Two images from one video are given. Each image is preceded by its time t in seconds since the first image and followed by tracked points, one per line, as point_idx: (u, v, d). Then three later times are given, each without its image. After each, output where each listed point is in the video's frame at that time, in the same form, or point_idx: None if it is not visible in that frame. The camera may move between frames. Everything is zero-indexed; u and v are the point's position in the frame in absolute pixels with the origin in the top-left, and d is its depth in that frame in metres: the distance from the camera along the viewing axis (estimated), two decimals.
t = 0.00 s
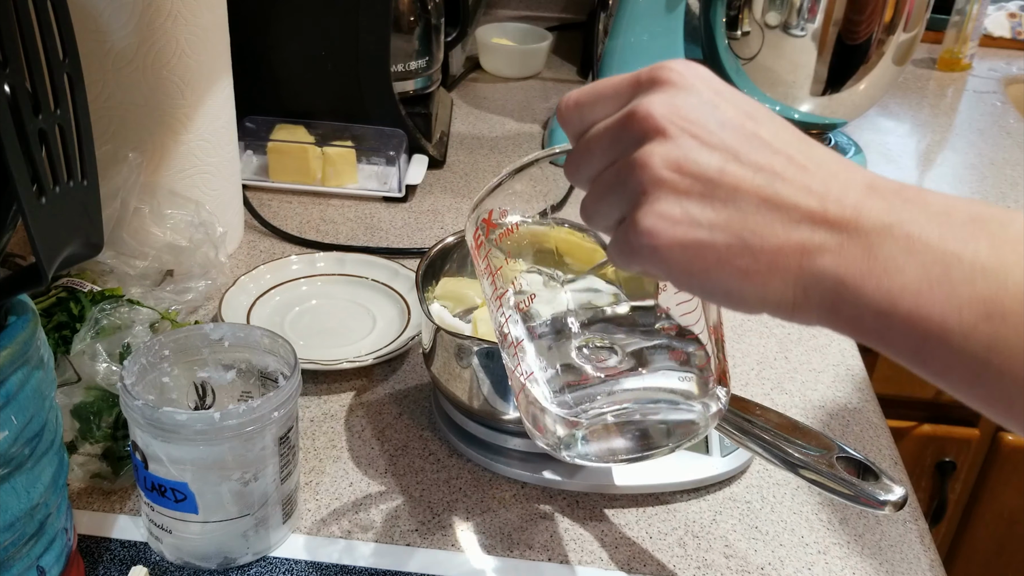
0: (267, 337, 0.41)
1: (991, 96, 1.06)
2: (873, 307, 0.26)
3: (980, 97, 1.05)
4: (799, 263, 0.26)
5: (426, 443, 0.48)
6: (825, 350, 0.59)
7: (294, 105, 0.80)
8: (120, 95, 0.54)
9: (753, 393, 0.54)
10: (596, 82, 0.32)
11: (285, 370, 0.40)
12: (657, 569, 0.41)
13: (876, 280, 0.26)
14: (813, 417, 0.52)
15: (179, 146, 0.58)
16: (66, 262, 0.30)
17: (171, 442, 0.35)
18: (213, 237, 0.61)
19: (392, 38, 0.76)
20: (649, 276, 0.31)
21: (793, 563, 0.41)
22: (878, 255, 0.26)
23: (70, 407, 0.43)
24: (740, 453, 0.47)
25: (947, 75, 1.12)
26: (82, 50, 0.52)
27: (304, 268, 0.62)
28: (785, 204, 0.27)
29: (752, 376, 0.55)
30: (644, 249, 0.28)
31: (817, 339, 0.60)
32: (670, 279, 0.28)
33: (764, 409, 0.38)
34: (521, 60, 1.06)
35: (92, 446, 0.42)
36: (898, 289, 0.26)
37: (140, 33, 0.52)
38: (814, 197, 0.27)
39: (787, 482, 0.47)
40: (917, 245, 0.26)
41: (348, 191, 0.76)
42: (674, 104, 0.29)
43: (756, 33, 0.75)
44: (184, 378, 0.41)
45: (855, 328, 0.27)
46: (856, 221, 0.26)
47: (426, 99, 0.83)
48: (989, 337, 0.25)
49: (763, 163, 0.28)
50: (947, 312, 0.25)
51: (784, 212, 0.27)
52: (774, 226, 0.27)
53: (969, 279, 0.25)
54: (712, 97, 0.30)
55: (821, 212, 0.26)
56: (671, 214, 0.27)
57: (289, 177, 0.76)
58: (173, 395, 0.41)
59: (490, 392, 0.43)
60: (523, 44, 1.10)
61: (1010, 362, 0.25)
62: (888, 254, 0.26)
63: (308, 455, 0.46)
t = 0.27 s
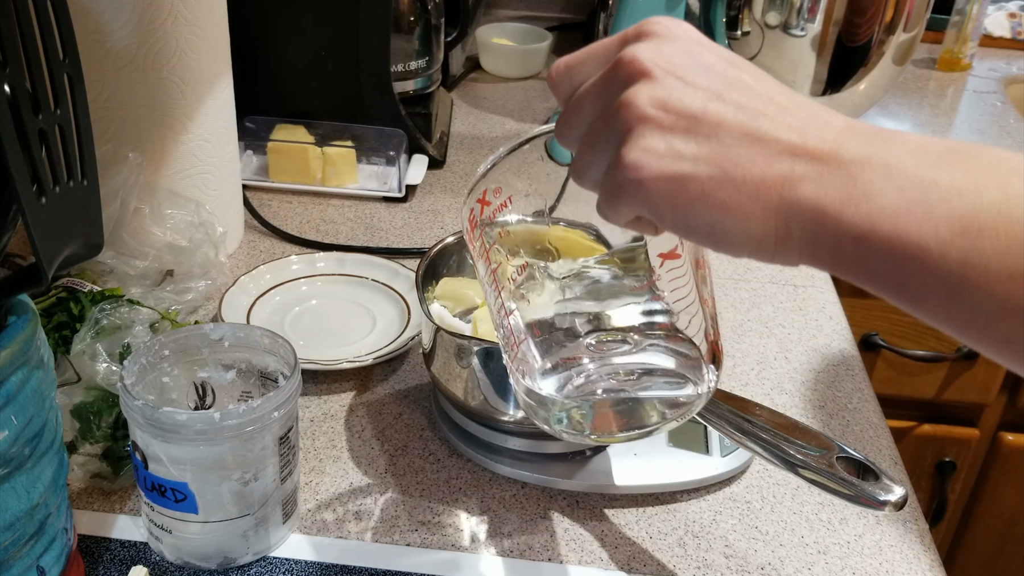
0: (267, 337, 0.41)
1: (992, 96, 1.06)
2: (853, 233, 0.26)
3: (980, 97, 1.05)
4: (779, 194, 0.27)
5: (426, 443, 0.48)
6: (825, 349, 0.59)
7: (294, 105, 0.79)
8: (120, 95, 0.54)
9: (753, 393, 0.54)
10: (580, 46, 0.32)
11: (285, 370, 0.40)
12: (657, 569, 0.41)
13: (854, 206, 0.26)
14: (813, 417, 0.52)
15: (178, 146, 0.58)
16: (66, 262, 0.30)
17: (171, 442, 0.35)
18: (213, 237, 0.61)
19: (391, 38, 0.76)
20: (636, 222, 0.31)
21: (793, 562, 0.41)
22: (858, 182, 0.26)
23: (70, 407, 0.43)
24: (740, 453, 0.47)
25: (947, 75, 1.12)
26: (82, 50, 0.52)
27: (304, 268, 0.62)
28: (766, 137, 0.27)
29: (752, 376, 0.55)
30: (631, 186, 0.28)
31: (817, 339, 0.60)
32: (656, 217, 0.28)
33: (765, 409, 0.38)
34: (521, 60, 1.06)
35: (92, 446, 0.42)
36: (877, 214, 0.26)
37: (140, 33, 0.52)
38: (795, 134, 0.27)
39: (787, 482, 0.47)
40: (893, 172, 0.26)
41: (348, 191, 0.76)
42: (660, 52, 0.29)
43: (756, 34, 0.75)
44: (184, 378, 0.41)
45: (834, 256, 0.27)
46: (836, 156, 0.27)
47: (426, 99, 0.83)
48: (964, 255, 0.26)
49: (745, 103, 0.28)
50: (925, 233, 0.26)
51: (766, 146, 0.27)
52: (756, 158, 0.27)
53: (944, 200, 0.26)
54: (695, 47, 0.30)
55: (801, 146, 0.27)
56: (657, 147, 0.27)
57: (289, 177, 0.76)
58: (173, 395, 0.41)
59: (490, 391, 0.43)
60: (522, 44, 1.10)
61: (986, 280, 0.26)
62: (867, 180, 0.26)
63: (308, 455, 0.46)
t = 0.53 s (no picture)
0: (267, 337, 0.41)
1: (992, 96, 1.06)
2: (818, 166, 0.27)
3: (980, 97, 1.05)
4: (747, 132, 0.27)
5: (426, 443, 0.48)
6: (826, 349, 0.59)
7: (294, 105, 0.79)
8: (120, 95, 0.54)
9: (753, 393, 0.54)
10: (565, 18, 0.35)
11: (285, 370, 0.40)
12: (657, 569, 0.41)
13: (820, 140, 0.27)
14: (813, 417, 0.52)
15: (178, 146, 0.58)
16: (66, 262, 0.30)
17: (171, 442, 0.35)
18: (213, 237, 0.61)
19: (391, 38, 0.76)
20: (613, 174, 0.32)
21: (793, 563, 0.41)
22: (826, 119, 0.27)
23: (71, 407, 0.43)
24: (740, 453, 0.47)
25: (947, 75, 1.12)
26: (82, 50, 0.52)
27: (304, 268, 0.62)
28: (735, 81, 0.28)
29: (752, 376, 0.55)
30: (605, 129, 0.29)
31: (817, 339, 0.60)
32: (629, 161, 0.29)
33: (765, 409, 0.38)
34: (521, 60, 1.06)
35: (92, 446, 0.42)
36: (840, 148, 0.27)
37: (140, 33, 0.52)
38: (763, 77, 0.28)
39: (787, 482, 0.47)
40: (856, 111, 0.27)
41: (348, 191, 0.76)
42: (637, 10, 0.31)
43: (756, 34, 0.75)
44: (184, 377, 0.41)
45: (802, 193, 0.28)
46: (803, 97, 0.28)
47: (426, 99, 0.83)
48: (927, 182, 0.26)
49: (716, 51, 0.29)
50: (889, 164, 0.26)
51: (735, 88, 0.28)
52: (724, 99, 0.28)
53: (906, 133, 0.27)
54: (671, 8, 0.32)
55: (768, 89, 0.28)
56: (629, 89, 0.28)
57: (289, 177, 0.76)
58: (173, 395, 0.41)
59: (490, 391, 0.44)
60: (522, 44, 1.10)
61: (949, 206, 0.26)
62: (833, 117, 0.27)
63: (308, 455, 0.46)
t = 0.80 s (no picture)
0: (267, 336, 0.41)
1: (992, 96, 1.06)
2: (760, 88, 0.29)
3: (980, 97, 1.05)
4: (695, 64, 0.29)
5: (426, 443, 0.48)
6: (826, 349, 0.59)
7: (294, 105, 0.80)
8: (120, 95, 0.54)
9: (753, 393, 0.54)
10: None
11: (285, 370, 0.40)
12: (657, 569, 0.41)
13: (762, 65, 0.29)
14: (813, 417, 0.52)
15: (178, 146, 0.58)
16: (66, 262, 0.30)
17: (171, 442, 0.35)
18: (213, 237, 0.61)
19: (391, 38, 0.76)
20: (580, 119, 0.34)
21: (793, 562, 0.41)
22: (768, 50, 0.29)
23: (71, 407, 0.43)
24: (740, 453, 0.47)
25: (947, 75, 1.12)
26: (82, 50, 0.52)
27: (304, 268, 0.62)
28: (688, 22, 0.30)
29: (753, 376, 0.55)
30: (563, 68, 0.31)
31: (817, 339, 0.60)
32: (587, 97, 0.31)
33: (763, 408, 0.37)
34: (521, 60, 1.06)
35: (92, 446, 0.42)
36: (781, 70, 0.28)
37: (140, 33, 0.52)
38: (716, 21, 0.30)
39: (787, 482, 0.47)
40: (802, 40, 0.29)
41: (348, 191, 0.76)
42: None
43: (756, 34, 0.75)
44: (184, 377, 0.41)
45: (750, 117, 0.29)
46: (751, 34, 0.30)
47: (426, 99, 0.83)
48: (870, 100, 0.27)
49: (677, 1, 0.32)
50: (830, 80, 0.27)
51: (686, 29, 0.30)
52: (676, 36, 0.30)
53: (850, 54, 0.28)
54: None
55: (718, 28, 0.30)
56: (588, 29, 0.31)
57: (289, 177, 0.76)
58: (173, 395, 0.41)
59: (490, 390, 0.44)
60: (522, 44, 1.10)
61: (886, 117, 0.27)
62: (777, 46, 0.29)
63: (308, 455, 0.46)
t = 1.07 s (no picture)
0: (267, 336, 0.41)
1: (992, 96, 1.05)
2: None
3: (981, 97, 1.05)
4: None
5: (426, 443, 0.48)
6: (826, 349, 0.59)
7: (294, 105, 0.80)
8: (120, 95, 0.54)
9: (753, 393, 0.54)
10: None
11: (285, 370, 0.40)
12: (657, 569, 0.41)
13: None
14: (813, 417, 0.52)
15: (179, 146, 0.58)
16: (66, 262, 0.30)
17: (171, 442, 0.35)
18: (213, 237, 0.61)
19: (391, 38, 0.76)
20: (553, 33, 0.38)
21: (793, 563, 0.41)
22: None
23: (71, 407, 0.43)
24: (740, 454, 0.46)
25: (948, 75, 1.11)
26: (82, 50, 0.52)
27: (304, 268, 0.62)
28: None
29: (753, 376, 0.55)
30: None
31: (817, 339, 0.60)
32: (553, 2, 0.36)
33: (764, 408, 0.37)
34: (521, 60, 1.06)
35: (92, 446, 0.42)
36: None
37: (140, 33, 0.52)
38: None
39: (787, 482, 0.47)
40: None
41: (348, 191, 0.76)
42: None
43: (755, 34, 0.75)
44: (184, 377, 0.41)
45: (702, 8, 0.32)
46: None
47: (426, 99, 0.83)
48: None
49: None
50: None
51: None
52: None
53: None
54: None
55: None
56: None
57: (289, 177, 0.76)
58: (173, 395, 0.41)
59: (490, 390, 0.43)
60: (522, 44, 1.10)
61: None
62: None
63: (308, 455, 0.46)
